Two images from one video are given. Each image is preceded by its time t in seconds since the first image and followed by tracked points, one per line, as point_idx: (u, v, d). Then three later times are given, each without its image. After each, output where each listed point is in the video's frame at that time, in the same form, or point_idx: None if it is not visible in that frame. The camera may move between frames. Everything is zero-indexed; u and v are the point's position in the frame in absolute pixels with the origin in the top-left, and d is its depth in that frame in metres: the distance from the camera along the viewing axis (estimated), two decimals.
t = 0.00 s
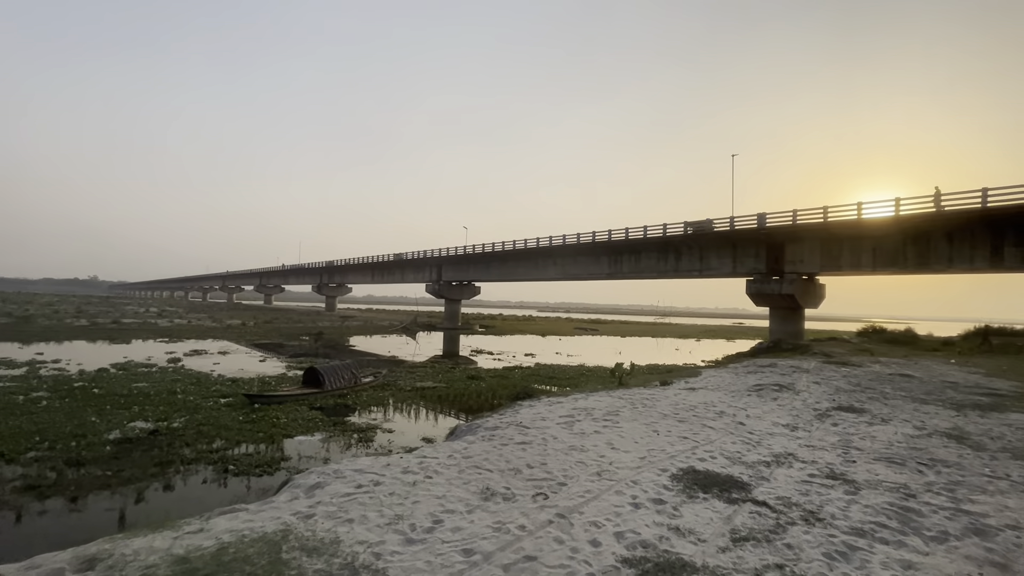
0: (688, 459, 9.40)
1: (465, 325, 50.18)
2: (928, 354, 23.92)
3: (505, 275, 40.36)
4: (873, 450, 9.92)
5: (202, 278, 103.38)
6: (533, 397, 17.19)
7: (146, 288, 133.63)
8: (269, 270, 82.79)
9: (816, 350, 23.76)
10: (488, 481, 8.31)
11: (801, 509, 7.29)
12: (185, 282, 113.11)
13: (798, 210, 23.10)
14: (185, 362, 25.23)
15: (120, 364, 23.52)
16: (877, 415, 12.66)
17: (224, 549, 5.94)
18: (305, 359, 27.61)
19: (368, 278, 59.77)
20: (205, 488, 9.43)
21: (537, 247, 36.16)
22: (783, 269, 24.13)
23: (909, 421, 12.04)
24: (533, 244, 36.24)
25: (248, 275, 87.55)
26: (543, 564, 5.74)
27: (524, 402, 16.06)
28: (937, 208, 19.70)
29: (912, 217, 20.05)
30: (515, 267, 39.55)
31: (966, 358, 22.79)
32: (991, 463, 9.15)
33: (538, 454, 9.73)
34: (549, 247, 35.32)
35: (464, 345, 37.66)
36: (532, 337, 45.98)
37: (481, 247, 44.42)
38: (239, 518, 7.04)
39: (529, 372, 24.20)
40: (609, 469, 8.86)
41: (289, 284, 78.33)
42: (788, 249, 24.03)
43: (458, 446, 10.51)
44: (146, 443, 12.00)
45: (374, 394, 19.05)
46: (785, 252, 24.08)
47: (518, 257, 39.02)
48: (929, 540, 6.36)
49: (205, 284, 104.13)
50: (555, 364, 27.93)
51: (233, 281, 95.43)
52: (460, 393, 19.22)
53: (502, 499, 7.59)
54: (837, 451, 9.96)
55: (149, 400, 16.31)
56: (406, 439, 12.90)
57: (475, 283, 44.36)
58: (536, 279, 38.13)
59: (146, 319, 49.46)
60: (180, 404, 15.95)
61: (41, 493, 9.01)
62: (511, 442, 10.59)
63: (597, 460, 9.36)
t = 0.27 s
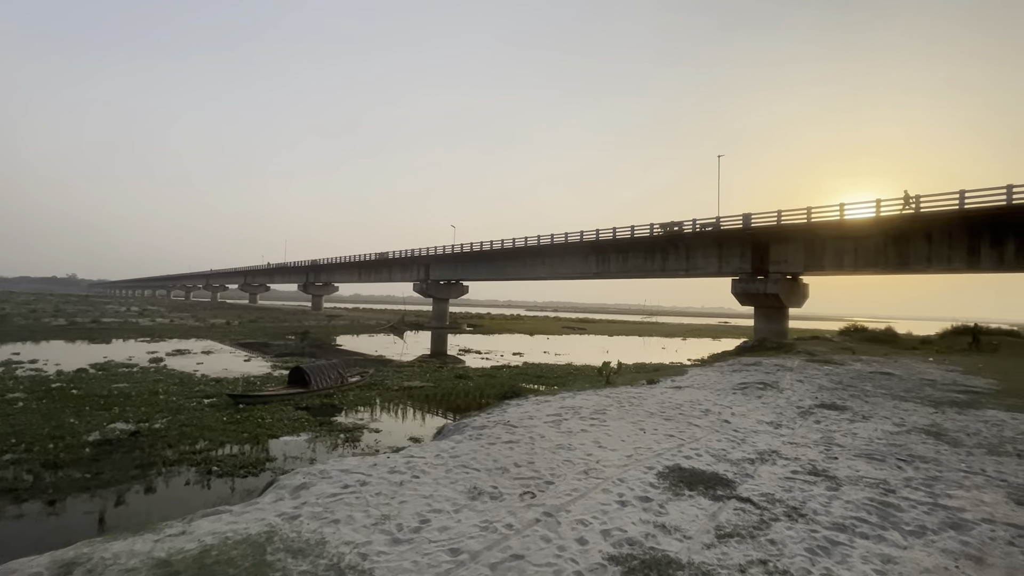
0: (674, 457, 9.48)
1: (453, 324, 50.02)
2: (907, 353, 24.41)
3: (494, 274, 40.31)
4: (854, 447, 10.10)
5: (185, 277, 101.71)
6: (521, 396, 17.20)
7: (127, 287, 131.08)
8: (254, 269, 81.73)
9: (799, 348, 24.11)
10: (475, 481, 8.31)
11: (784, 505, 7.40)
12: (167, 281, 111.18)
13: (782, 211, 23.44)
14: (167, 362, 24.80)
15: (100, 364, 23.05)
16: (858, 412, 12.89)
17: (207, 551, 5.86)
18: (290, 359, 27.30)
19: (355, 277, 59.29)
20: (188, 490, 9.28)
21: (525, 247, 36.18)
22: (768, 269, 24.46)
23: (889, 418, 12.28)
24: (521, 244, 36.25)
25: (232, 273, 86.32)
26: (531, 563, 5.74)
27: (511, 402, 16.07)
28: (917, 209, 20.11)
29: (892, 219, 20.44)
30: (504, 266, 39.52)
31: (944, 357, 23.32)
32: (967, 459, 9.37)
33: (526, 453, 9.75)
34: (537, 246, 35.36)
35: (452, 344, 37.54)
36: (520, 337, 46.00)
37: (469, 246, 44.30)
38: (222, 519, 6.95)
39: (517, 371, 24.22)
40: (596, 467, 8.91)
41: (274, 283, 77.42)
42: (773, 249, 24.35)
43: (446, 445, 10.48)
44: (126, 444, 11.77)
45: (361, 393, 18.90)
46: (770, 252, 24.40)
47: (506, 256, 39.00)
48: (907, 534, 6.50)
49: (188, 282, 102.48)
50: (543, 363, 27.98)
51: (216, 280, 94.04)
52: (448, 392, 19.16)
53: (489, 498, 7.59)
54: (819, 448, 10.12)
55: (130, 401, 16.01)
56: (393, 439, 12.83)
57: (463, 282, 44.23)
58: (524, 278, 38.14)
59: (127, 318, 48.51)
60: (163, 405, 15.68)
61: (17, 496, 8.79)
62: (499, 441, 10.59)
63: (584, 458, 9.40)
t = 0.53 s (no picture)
0: (661, 455, 9.56)
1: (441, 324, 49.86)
2: (888, 351, 24.90)
3: (482, 273, 40.24)
4: (836, 443, 10.28)
5: (168, 276, 99.99)
6: (509, 395, 17.21)
7: (107, 285, 128.43)
8: (239, 267, 80.63)
9: (783, 347, 24.45)
10: (464, 480, 8.29)
11: (769, 501, 7.50)
12: (149, 279, 109.18)
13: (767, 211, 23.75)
14: (149, 362, 24.36)
15: (79, 364, 22.56)
16: (840, 410, 13.13)
17: (190, 554, 5.77)
18: (276, 359, 26.98)
19: (342, 275, 58.80)
20: (171, 492, 9.13)
21: (513, 246, 36.18)
22: (753, 269, 24.76)
23: (870, 415, 12.52)
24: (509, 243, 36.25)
25: (217, 272, 85.07)
26: (519, 561, 5.75)
27: (500, 401, 16.07)
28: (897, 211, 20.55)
29: (874, 219, 20.83)
30: (492, 265, 39.47)
31: (923, 355, 23.83)
32: (945, 454, 9.60)
33: (514, 452, 9.76)
34: (526, 245, 35.38)
35: (440, 343, 37.42)
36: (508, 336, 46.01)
37: (457, 245, 44.18)
38: (206, 522, 6.85)
39: (505, 370, 24.23)
40: (583, 466, 8.95)
41: (260, 282, 76.48)
42: (758, 249, 24.66)
43: (434, 444, 10.45)
44: (106, 446, 11.54)
45: (348, 393, 18.76)
46: (755, 252, 24.71)
47: (494, 255, 38.97)
48: (887, 529, 6.64)
49: (171, 281, 100.76)
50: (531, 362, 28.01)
51: (200, 279, 92.59)
52: (435, 392, 19.09)
53: (477, 497, 7.58)
54: (802, 445, 10.28)
55: (111, 402, 15.70)
56: (380, 439, 12.76)
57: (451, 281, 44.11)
58: (512, 277, 38.13)
59: (108, 317, 47.53)
60: (144, 406, 15.39)
61: None
62: (487, 440, 10.58)
63: (571, 457, 9.43)
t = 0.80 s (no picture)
0: (649, 453, 9.64)
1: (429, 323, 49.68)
2: (869, 350, 25.36)
3: (470, 273, 40.15)
4: (819, 440, 10.46)
5: (149, 275, 98.20)
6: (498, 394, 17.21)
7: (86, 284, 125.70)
8: (223, 266, 79.48)
9: (768, 346, 24.78)
10: (452, 479, 8.27)
11: (753, 498, 7.60)
12: (130, 278, 107.09)
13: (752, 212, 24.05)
14: (131, 362, 23.90)
15: (58, 365, 22.05)
16: (823, 407, 13.35)
17: (173, 557, 5.68)
18: (261, 359, 26.65)
19: (328, 274, 58.28)
20: (153, 495, 8.97)
21: (501, 245, 36.16)
22: (738, 268, 25.05)
23: (852, 412, 12.75)
24: (497, 242, 36.22)
25: (200, 270, 83.76)
26: (507, 561, 5.76)
27: (488, 400, 16.07)
28: (879, 212, 20.96)
29: (856, 220, 21.21)
30: (480, 265, 39.40)
31: (903, 353, 24.33)
32: (924, 451, 9.81)
33: (502, 451, 9.76)
34: (514, 245, 35.39)
35: (427, 343, 37.26)
36: (497, 335, 45.98)
37: (445, 244, 44.02)
38: (189, 524, 6.74)
39: (493, 370, 24.22)
40: (571, 464, 8.98)
41: (244, 280, 75.44)
42: (743, 250, 24.97)
43: (422, 444, 10.41)
44: (86, 448, 11.30)
45: (335, 393, 18.60)
46: (741, 252, 25.02)
47: (482, 255, 38.92)
48: (869, 524, 6.76)
49: (153, 280, 98.98)
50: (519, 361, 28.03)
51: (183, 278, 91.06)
52: (423, 391, 19.01)
53: (466, 497, 7.57)
54: (787, 442, 10.43)
55: (91, 403, 15.37)
56: (368, 439, 12.67)
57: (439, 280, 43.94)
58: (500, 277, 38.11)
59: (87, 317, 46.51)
60: (125, 407, 15.10)
61: None
62: (475, 440, 10.57)
63: (559, 456, 9.46)
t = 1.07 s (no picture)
0: (637, 452, 9.69)
1: (418, 322, 49.48)
2: (853, 348, 25.73)
3: (459, 272, 40.04)
4: (804, 438, 10.60)
5: (133, 273, 96.52)
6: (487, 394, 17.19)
7: (67, 283, 123.17)
8: (209, 265, 78.40)
9: (755, 345, 25.06)
10: (440, 479, 8.25)
11: (740, 495, 7.68)
12: (112, 277, 105.13)
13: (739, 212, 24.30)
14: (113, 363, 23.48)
15: (37, 365, 21.57)
16: (808, 405, 13.53)
17: (157, 560, 5.59)
18: (247, 359, 26.33)
19: (316, 274, 57.75)
20: (136, 497, 8.82)
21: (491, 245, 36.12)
22: (726, 268, 25.29)
23: (836, 410, 12.95)
24: (487, 242, 36.18)
25: (185, 269, 82.52)
26: (496, 560, 5.75)
27: (477, 400, 16.05)
28: (863, 212, 21.29)
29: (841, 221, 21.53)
30: (470, 264, 39.32)
31: (885, 352, 24.75)
32: (906, 447, 9.99)
33: (491, 450, 9.75)
34: (503, 244, 35.35)
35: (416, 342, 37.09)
36: (486, 335, 45.94)
37: (435, 243, 43.84)
38: (173, 527, 6.65)
39: (482, 369, 24.18)
40: (560, 463, 8.99)
41: (231, 279, 74.51)
42: (731, 249, 25.21)
43: (410, 444, 10.36)
44: (67, 450, 11.09)
45: (323, 393, 18.44)
46: (728, 252, 25.26)
47: (472, 254, 38.84)
48: (852, 520, 6.87)
49: (136, 278, 97.31)
50: (508, 360, 28.02)
51: (167, 276, 89.62)
52: (412, 391, 18.92)
53: (454, 497, 7.55)
54: (772, 439, 10.56)
55: (72, 404, 15.08)
56: (356, 439, 12.59)
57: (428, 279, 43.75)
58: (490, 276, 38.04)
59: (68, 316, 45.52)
60: (108, 408, 14.83)
61: None
62: (465, 439, 10.54)
63: (548, 455, 9.47)
